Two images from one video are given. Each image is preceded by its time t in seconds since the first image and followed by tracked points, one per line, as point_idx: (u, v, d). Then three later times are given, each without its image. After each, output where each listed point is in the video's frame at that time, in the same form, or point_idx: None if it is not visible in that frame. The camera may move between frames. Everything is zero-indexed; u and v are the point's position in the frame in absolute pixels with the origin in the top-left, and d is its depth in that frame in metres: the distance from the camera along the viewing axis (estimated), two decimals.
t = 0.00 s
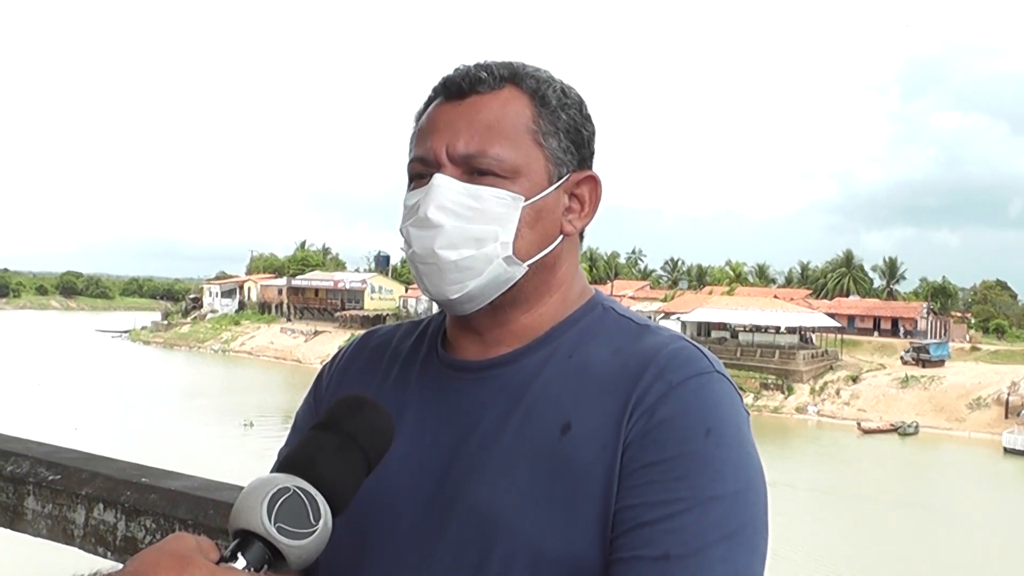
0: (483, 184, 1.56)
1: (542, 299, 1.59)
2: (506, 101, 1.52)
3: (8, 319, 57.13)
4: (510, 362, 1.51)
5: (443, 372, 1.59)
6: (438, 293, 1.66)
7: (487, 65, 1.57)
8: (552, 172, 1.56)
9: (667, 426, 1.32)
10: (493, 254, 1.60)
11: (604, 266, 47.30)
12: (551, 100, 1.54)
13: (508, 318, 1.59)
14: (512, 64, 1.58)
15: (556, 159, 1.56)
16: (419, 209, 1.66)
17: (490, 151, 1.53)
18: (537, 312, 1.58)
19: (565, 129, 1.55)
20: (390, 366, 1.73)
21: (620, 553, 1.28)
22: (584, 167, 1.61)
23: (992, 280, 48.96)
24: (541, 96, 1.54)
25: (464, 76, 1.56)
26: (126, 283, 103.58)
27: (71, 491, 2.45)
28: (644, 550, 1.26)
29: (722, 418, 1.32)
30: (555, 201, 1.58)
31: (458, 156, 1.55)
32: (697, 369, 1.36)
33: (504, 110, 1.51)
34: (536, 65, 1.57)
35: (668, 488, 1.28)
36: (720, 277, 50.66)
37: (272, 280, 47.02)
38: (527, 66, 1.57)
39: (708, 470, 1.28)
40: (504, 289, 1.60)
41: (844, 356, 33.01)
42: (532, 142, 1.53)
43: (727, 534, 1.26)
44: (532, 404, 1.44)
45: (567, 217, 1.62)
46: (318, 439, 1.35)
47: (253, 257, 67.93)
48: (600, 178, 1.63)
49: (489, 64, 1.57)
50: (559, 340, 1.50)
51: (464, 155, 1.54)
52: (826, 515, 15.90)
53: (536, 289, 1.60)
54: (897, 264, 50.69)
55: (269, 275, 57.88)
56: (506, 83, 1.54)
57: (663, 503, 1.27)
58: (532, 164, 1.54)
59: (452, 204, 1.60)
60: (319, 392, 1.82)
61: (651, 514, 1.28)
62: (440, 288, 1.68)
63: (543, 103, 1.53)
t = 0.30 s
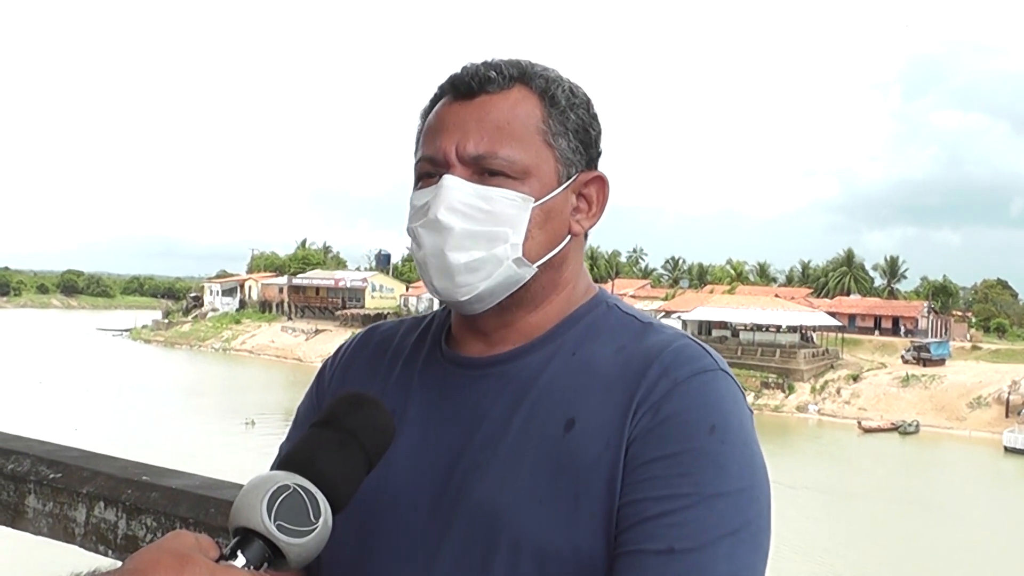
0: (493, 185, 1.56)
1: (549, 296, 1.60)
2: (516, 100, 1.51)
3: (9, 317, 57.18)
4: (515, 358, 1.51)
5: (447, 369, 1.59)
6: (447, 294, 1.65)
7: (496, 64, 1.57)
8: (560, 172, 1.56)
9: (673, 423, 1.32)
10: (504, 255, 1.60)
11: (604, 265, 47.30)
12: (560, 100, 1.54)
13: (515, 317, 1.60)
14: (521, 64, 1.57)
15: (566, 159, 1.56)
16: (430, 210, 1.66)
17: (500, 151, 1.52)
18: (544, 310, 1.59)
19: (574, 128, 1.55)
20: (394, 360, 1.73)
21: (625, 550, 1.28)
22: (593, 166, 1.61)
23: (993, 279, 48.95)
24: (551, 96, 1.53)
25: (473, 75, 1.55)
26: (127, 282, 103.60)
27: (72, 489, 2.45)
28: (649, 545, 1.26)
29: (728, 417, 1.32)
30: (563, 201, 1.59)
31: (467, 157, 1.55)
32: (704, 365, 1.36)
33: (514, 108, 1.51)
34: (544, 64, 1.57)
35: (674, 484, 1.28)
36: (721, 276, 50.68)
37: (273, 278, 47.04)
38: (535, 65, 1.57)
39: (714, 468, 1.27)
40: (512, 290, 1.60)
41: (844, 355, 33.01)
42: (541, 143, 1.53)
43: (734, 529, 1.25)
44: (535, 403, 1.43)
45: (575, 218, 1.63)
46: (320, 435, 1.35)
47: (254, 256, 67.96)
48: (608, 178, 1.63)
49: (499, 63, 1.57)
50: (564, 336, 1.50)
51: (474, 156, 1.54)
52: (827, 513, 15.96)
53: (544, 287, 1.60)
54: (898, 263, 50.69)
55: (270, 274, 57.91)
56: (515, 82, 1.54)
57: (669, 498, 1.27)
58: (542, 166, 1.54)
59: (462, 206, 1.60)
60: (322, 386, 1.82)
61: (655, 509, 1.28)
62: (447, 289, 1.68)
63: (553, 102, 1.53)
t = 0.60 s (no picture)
0: (484, 196, 1.55)
1: (544, 301, 1.59)
2: (507, 107, 1.50)
3: (11, 316, 57.21)
4: (514, 361, 1.50)
5: (446, 371, 1.58)
6: (436, 304, 1.64)
7: (486, 69, 1.55)
8: (554, 178, 1.55)
9: (675, 428, 1.31)
10: (495, 265, 1.59)
11: (606, 263, 47.25)
12: (553, 104, 1.52)
13: (510, 323, 1.59)
14: (513, 70, 1.56)
15: (558, 167, 1.55)
16: (420, 220, 1.65)
17: (489, 162, 1.51)
18: (539, 316, 1.58)
19: (566, 134, 1.54)
20: (393, 360, 1.72)
21: (629, 554, 1.28)
22: (587, 171, 1.60)
23: (994, 278, 48.91)
24: (542, 101, 1.52)
25: (463, 82, 1.54)
26: (128, 281, 103.50)
27: (73, 488, 2.44)
28: (649, 550, 1.27)
29: (730, 419, 1.32)
30: (557, 209, 1.58)
31: (457, 167, 1.54)
32: (704, 369, 1.35)
33: (504, 117, 1.50)
34: (536, 67, 1.55)
35: (677, 488, 1.28)
36: (722, 274, 50.64)
37: (274, 277, 47.04)
38: (527, 66, 1.55)
39: (716, 472, 1.28)
40: (506, 298, 1.59)
41: (846, 354, 32.96)
42: (533, 151, 1.52)
43: (735, 535, 1.26)
44: (536, 406, 1.43)
45: (570, 222, 1.61)
46: (320, 437, 1.34)
47: (255, 255, 67.96)
48: (603, 182, 1.62)
49: (489, 68, 1.55)
50: (565, 338, 1.49)
51: (463, 166, 1.53)
52: (830, 512, 15.94)
53: (540, 294, 1.59)
54: (900, 262, 50.64)
55: (271, 272, 57.91)
56: (506, 87, 1.52)
57: (670, 506, 1.28)
58: (533, 175, 1.53)
59: (450, 216, 1.58)
60: (321, 384, 1.82)
61: (658, 514, 1.28)
62: (439, 298, 1.67)
63: (545, 107, 1.52)
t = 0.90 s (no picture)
0: (486, 194, 1.54)
1: (546, 302, 1.57)
2: (511, 104, 1.49)
3: (12, 314, 57.26)
4: (516, 359, 1.49)
5: (447, 371, 1.57)
6: (437, 302, 1.63)
7: (493, 65, 1.54)
8: (557, 177, 1.53)
9: (672, 431, 1.30)
10: (496, 265, 1.58)
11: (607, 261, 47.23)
12: (558, 102, 1.51)
13: (511, 323, 1.57)
14: (519, 65, 1.54)
15: (562, 166, 1.53)
16: (422, 217, 1.63)
17: (492, 159, 1.50)
18: (542, 315, 1.57)
19: (571, 133, 1.53)
20: (394, 359, 1.70)
21: (624, 560, 1.28)
22: (591, 170, 1.58)
23: (995, 277, 48.87)
24: (548, 98, 1.51)
25: (470, 77, 1.53)
26: (130, 279, 103.50)
27: (74, 486, 2.43)
28: (643, 554, 1.27)
29: (728, 424, 1.31)
30: (560, 207, 1.56)
31: (459, 164, 1.53)
32: (703, 373, 1.35)
33: (509, 113, 1.48)
34: (542, 63, 1.54)
35: (673, 494, 1.28)
36: (724, 273, 50.64)
37: (275, 276, 47.05)
38: (533, 64, 1.54)
39: (713, 477, 1.27)
40: (508, 297, 1.58)
41: (847, 352, 32.93)
42: (536, 149, 1.51)
43: (731, 539, 1.26)
44: (536, 406, 1.42)
45: (573, 221, 1.59)
46: (322, 438, 1.33)
47: (257, 253, 67.97)
48: (608, 181, 1.60)
49: (495, 65, 1.54)
50: (565, 339, 1.48)
51: (466, 163, 1.52)
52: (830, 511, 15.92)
53: (541, 294, 1.57)
54: (901, 260, 50.59)
55: (273, 271, 57.94)
56: (512, 84, 1.51)
57: (664, 509, 1.28)
58: (537, 172, 1.52)
59: (452, 214, 1.57)
60: (323, 382, 1.80)
61: (656, 519, 1.28)
62: (440, 297, 1.65)
63: (551, 105, 1.50)
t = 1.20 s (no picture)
0: (487, 183, 1.53)
1: (548, 294, 1.56)
2: (513, 96, 1.49)
3: (13, 311, 57.24)
4: (517, 357, 1.48)
5: (449, 368, 1.56)
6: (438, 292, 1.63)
7: (494, 58, 1.54)
8: (558, 168, 1.52)
9: (670, 436, 1.30)
10: (496, 254, 1.58)
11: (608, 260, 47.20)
12: (560, 96, 1.51)
13: (512, 315, 1.56)
14: (519, 58, 1.55)
15: (564, 156, 1.52)
16: (423, 210, 1.63)
17: (493, 150, 1.50)
18: (543, 308, 1.56)
19: (573, 126, 1.52)
20: (397, 358, 1.70)
21: (621, 565, 1.27)
22: (593, 163, 1.57)
23: (996, 276, 48.83)
24: (550, 91, 1.50)
25: (472, 71, 1.52)
26: (130, 277, 103.42)
27: (74, 483, 2.43)
28: (642, 563, 1.26)
29: (728, 427, 1.30)
30: (561, 199, 1.55)
31: (461, 154, 1.52)
32: (703, 377, 1.34)
33: (509, 106, 1.48)
34: (545, 57, 1.54)
35: (672, 500, 1.27)
36: (724, 271, 50.64)
37: (276, 273, 47.04)
38: (535, 57, 1.54)
39: (711, 482, 1.27)
40: (508, 288, 1.57)
41: (847, 351, 32.91)
42: (536, 141, 1.50)
43: (730, 547, 1.25)
44: (534, 406, 1.41)
45: (574, 214, 1.58)
46: (324, 436, 1.33)
47: (257, 251, 67.94)
48: (609, 175, 1.59)
49: (498, 58, 1.54)
50: (565, 339, 1.47)
51: (467, 153, 1.52)
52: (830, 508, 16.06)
53: (542, 287, 1.56)
54: (902, 259, 50.54)
55: (274, 268, 57.94)
56: (513, 78, 1.51)
57: (662, 515, 1.27)
58: (537, 163, 1.51)
59: (453, 203, 1.57)
60: (328, 382, 1.80)
61: (654, 526, 1.27)
62: (440, 290, 1.65)
63: (552, 99, 1.50)
